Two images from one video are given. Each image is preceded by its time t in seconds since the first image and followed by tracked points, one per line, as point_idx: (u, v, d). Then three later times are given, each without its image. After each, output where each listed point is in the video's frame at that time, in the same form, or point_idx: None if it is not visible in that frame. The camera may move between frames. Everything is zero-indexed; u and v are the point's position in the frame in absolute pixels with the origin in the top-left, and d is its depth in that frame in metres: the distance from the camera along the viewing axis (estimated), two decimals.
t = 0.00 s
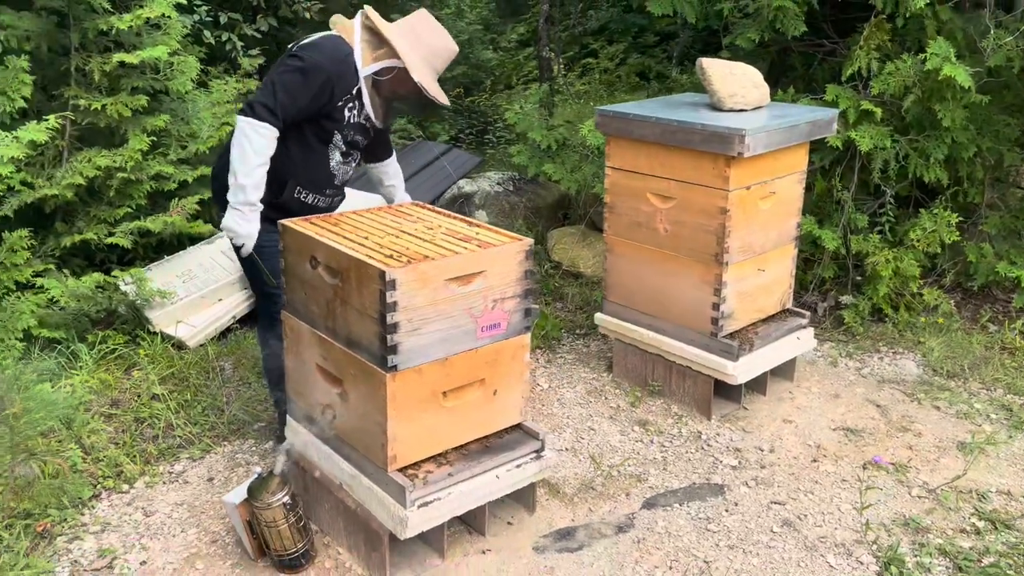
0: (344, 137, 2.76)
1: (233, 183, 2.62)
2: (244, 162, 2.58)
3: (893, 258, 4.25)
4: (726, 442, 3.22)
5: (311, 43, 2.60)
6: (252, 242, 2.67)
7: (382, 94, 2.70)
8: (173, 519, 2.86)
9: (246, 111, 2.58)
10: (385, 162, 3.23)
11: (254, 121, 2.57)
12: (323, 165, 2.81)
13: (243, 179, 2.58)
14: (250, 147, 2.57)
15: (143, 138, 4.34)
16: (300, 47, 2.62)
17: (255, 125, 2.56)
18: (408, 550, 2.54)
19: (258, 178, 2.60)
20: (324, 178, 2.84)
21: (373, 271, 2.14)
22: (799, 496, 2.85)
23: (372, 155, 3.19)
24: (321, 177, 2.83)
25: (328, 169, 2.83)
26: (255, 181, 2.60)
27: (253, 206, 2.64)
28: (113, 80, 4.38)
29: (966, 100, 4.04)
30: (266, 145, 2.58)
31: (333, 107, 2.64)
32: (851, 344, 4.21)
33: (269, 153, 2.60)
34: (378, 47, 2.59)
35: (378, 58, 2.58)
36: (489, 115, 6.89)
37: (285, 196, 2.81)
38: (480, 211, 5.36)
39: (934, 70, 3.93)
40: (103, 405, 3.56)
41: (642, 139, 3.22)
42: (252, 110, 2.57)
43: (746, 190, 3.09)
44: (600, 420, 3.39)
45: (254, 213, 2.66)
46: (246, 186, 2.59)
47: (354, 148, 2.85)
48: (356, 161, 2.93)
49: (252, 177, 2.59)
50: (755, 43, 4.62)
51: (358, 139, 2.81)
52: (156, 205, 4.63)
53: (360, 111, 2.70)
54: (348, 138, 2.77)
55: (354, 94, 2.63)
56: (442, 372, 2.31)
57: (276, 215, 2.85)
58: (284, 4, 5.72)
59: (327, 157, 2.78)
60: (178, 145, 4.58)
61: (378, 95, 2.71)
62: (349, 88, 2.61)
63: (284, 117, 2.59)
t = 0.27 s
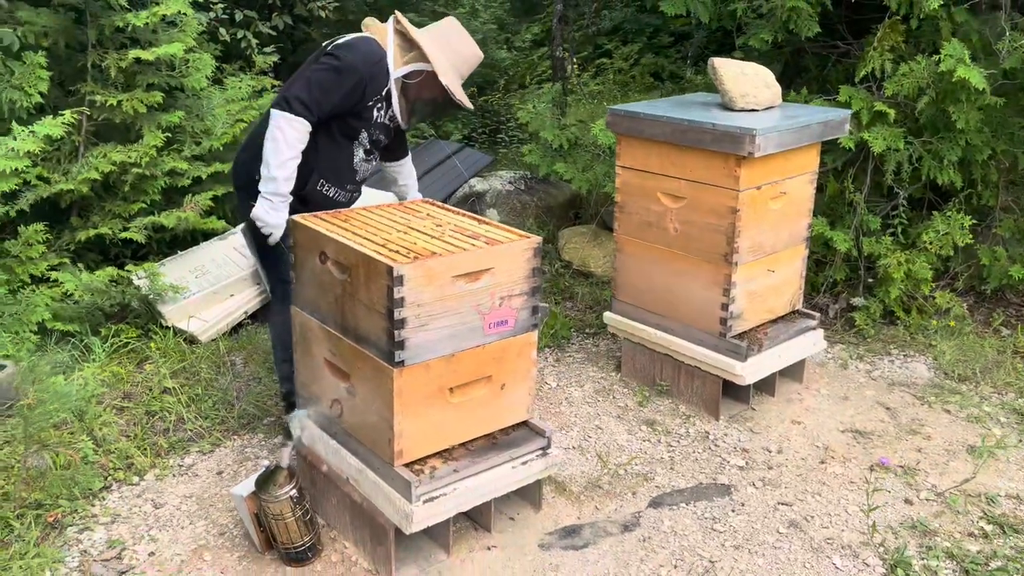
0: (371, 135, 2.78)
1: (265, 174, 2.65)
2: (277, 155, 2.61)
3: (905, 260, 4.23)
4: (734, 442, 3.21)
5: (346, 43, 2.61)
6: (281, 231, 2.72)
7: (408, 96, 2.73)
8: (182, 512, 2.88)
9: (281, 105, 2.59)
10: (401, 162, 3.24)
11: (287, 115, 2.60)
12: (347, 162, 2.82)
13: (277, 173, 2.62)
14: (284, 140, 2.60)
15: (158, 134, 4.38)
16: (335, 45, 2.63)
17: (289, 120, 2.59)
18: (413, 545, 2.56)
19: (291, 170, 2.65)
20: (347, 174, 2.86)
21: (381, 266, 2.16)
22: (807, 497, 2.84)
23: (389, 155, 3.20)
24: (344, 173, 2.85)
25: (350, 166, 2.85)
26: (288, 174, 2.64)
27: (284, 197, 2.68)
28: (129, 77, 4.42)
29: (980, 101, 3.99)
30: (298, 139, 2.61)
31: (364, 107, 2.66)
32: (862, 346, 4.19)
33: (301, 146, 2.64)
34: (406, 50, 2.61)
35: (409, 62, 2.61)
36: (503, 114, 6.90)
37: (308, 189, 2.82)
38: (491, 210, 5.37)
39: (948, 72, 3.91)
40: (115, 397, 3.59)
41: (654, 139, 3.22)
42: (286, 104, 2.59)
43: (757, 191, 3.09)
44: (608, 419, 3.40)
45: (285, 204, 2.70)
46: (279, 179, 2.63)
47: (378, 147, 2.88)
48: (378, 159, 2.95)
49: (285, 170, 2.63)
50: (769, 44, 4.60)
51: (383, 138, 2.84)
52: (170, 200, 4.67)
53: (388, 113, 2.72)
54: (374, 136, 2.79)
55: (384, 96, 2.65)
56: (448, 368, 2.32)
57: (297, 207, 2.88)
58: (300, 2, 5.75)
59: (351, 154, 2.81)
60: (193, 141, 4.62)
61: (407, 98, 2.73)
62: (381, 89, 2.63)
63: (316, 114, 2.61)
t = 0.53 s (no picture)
0: (381, 129, 2.79)
1: (276, 164, 2.65)
2: (289, 146, 2.62)
3: (912, 260, 4.21)
4: (738, 441, 3.21)
5: (358, 37, 2.62)
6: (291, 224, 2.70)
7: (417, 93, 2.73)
8: (187, 506, 2.89)
9: (293, 96, 2.60)
10: (410, 161, 3.25)
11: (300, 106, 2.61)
12: (356, 155, 2.84)
13: (287, 163, 2.62)
14: (295, 131, 2.61)
15: (165, 131, 4.39)
16: (348, 39, 2.64)
17: (301, 111, 2.60)
18: (417, 540, 2.57)
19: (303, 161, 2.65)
20: (356, 167, 2.87)
21: (386, 262, 2.16)
22: (811, 496, 2.83)
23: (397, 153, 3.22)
24: (354, 166, 2.86)
25: (359, 160, 2.86)
26: (299, 165, 2.64)
27: (294, 188, 2.67)
28: (136, 74, 4.44)
29: (988, 101, 3.98)
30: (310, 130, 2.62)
31: (376, 100, 2.67)
32: (868, 345, 4.18)
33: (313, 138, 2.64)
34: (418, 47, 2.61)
35: (420, 58, 2.60)
36: (509, 113, 6.89)
37: (317, 181, 2.83)
38: (496, 208, 5.37)
39: (955, 70, 3.89)
40: (121, 393, 3.59)
41: (659, 137, 3.22)
42: (299, 96, 2.60)
43: (762, 189, 3.08)
44: (612, 417, 3.40)
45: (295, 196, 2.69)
46: (290, 170, 2.63)
47: (387, 141, 2.89)
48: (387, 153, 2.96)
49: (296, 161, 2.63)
50: (776, 43, 4.59)
51: (394, 133, 2.85)
52: (177, 197, 4.68)
53: (398, 107, 2.74)
54: (384, 130, 2.80)
55: (395, 90, 2.66)
56: (452, 364, 2.33)
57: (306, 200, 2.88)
58: None
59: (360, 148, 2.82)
60: (200, 138, 4.63)
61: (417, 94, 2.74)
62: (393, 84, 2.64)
63: (329, 106, 2.62)
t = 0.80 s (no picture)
0: (385, 128, 2.79)
1: (281, 160, 2.66)
2: (294, 141, 2.62)
3: (916, 261, 4.20)
4: (742, 442, 3.20)
5: (364, 36, 2.63)
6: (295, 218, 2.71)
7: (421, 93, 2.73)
8: (191, 506, 2.90)
9: (298, 92, 2.60)
10: (419, 169, 3.28)
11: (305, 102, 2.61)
12: (360, 154, 2.84)
13: (293, 159, 2.62)
14: (301, 127, 2.61)
15: (169, 131, 4.40)
16: (354, 38, 2.65)
17: (306, 107, 2.60)
18: (420, 541, 2.57)
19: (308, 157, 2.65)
20: (360, 166, 2.87)
21: (389, 263, 2.17)
22: (814, 497, 2.83)
23: (403, 155, 3.23)
24: (357, 165, 2.86)
25: (363, 159, 2.86)
26: (304, 161, 2.65)
27: (299, 184, 2.68)
28: (141, 74, 4.45)
29: (992, 101, 3.96)
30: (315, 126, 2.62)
31: (380, 99, 2.67)
32: (872, 346, 4.17)
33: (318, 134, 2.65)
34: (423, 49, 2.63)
35: (425, 58, 2.61)
36: (513, 113, 6.89)
37: (320, 179, 2.83)
38: (500, 209, 5.37)
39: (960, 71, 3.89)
40: (125, 393, 3.59)
41: (663, 137, 3.21)
42: (304, 93, 2.60)
43: (766, 190, 3.08)
44: (615, 418, 3.40)
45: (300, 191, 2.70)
46: (295, 166, 2.63)
47: (391, 141, 2.89)
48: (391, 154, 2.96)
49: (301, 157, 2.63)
50: (780, 43, 4.58)
51: (398, 133, 2.85)
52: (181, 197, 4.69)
53: (402, 107, 2.73)
54: (388, 130, 2.80)
55: (399, 90, 2.66)
56: (455, 365, 2.33)
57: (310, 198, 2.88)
58: None
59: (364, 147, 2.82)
60: (204, 138, 4.64)
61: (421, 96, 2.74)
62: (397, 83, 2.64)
63: (333, 104, 2.62)
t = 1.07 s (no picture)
0: (383, 129, 2.79)
1: (278, 159, 2.64)
2: (290, 140, 2.60)
3: (915, 259, 4.20)
4: (741, 441, 3.20)
5: (363, 37, 2.63)
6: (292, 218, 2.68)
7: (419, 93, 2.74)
8: (190, 507, 2.90)
9: (296, 92, 2.60)
10: (420, 170, 3.27)
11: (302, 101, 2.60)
12: (357, 154, 2.83)
13: (289, 158, 2.61)
14: (297, 126, 2.59)
15: (168, 131, 4.39)
16: (352, 39, 2.65)
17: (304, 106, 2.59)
18: (418, 541, 2.57)
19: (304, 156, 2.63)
20: (356, 166, 2.86)
21: (387, 263, 2.16)
22: (813, 497, 2.83)
23: (402, 155, 3.23)
24: (354, 164, 2.86)
25: (360, 159, 2.85)
26: (300, 160, 2.63)
27: (296, 183, 2.66)
28: (140, 74, 4.44)
29: (991, 100, 3.96)
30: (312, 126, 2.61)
31: (378, 100, 2.67)
32: (871, 345, 4.17)
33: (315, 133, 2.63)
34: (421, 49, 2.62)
35: (422, 59, 2.61)
36: (512, 112, 6.88)
37: (317, 179, 2.82)
38: (499, 208, 5.36)
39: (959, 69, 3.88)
40: (124, 393, 3.59)
41: (662, 137, 3.21)
42: (302, 93, 2.59)
43: (764, 189, 3.08)
44: (614, 417, 3.39)
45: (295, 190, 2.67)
46: (292, 165, 2.62)
47: (388, 142, 2.89)
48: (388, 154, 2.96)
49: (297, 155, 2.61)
50: (779, 42, 4.58)
51: (395, 133, 2.85)
52: (180, 197, 4.69)
53: (400, 107, 2.73)
54: (386, 130, 2.80)
55: (397, 90, 2.66)
56: (453, 365, 2.32)
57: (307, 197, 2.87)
58: None
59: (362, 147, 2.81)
60: (203, 138, 4.63)
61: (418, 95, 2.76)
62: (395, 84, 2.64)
63: (331, 104, 2.61)
